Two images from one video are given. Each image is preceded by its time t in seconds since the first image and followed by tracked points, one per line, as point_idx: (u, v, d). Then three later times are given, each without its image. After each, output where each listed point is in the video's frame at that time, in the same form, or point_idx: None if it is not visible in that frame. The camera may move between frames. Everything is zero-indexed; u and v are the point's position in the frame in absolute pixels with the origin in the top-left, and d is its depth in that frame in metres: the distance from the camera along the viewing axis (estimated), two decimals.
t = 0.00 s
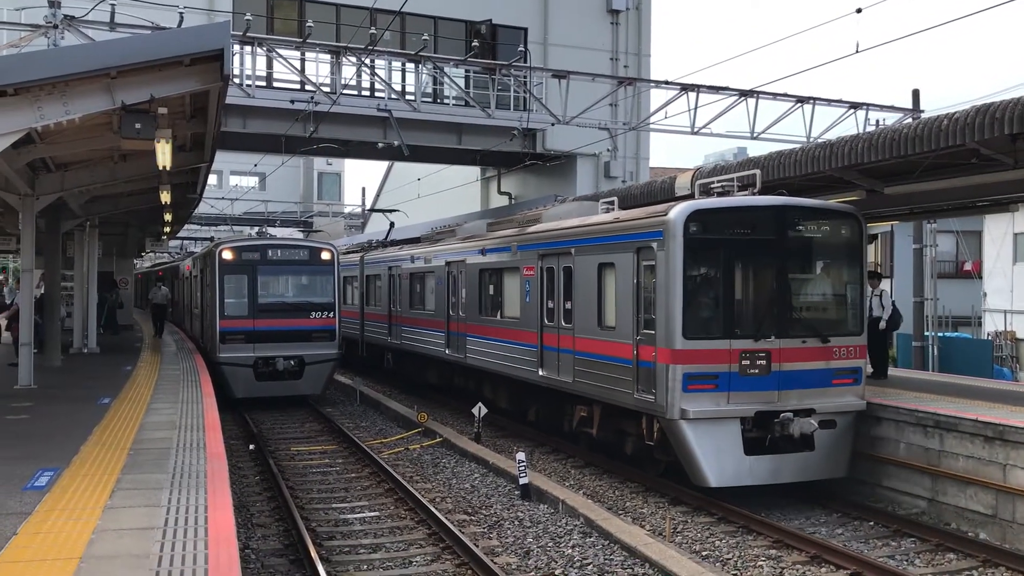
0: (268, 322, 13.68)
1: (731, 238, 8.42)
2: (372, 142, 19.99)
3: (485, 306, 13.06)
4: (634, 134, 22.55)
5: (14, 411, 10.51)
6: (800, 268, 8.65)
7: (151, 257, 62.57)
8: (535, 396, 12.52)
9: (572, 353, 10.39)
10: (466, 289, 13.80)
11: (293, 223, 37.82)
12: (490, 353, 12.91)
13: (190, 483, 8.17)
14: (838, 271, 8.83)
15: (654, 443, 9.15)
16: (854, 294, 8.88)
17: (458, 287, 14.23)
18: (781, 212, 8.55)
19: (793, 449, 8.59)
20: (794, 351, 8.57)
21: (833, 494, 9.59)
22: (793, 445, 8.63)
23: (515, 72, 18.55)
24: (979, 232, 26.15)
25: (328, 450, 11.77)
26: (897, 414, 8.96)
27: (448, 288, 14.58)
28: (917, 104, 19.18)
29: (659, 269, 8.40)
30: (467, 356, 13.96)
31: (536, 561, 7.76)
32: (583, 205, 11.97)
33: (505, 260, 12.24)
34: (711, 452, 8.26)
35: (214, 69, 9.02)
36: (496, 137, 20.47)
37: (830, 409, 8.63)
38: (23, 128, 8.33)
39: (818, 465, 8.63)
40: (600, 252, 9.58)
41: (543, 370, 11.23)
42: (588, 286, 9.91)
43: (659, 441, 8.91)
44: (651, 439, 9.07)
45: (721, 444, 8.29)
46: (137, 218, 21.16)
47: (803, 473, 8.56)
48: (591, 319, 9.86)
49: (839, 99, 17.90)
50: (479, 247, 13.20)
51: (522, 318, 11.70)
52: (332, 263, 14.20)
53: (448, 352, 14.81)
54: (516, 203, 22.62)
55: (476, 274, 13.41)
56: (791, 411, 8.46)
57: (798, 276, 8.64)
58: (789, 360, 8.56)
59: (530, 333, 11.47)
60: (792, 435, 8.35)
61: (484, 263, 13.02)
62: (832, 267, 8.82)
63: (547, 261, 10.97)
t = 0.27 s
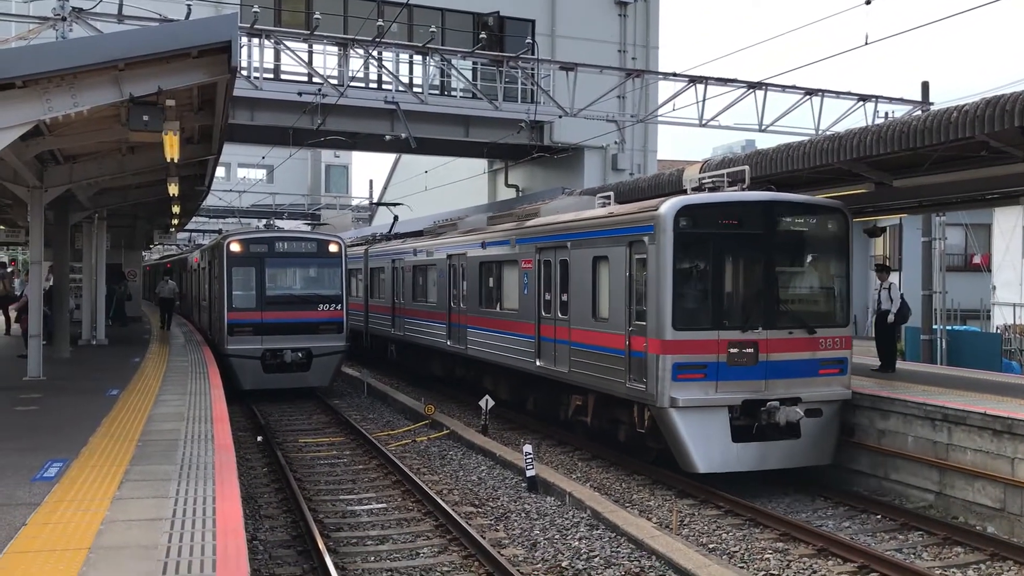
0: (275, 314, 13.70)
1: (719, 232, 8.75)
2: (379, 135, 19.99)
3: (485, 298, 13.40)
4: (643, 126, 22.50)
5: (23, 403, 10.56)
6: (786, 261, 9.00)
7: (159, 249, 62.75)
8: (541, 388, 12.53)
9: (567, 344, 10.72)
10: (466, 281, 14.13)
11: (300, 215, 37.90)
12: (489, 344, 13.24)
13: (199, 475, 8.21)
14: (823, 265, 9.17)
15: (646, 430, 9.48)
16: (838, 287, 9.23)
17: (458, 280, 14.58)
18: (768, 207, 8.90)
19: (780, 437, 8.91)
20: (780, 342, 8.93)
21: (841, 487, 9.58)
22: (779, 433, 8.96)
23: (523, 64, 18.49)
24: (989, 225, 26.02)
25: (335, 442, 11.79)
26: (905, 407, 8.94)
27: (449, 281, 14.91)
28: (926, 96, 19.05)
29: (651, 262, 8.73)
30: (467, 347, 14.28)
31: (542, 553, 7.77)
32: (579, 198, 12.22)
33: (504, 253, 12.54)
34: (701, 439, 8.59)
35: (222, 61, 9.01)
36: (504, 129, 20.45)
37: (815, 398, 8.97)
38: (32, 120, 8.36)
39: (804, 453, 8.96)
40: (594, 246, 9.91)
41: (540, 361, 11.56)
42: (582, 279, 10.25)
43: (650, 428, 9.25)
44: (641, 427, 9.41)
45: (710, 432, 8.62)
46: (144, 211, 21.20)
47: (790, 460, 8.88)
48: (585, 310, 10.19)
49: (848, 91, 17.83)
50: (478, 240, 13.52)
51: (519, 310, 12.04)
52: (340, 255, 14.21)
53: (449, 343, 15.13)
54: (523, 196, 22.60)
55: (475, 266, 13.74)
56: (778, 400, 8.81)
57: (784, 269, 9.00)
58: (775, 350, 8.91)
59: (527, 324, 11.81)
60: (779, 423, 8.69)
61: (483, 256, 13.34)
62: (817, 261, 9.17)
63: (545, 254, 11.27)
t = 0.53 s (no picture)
0: (284, 306, 13.71)
1: (710, 227, 8.96)
2: (388, 127, 19.99)
3: (487, 291, 13.76)
4: (651, 119, 22.44)
5: (33, 395, 10.60)
6: (777, 255, 9.21)
7: (167, 242, 62.94)
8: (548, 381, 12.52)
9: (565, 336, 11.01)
10: (469, 274, 14.52)
11: (309, 208, 37.98)
12: (491, 335, 13.58)
13: (207, 467, 8.23)
14: (813, 259, 9.38)
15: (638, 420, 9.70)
16: (829, 280, 9.43)
17: (461, 274, 15.01)
18: (759, 203, 9.09)
19: (770, 426, 9.11)
20: (770, 334, 9.13)
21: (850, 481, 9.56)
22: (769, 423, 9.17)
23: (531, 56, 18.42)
24: (999, 219, 25.87)
25: (343, 435, 11.81)
26: (914, 402, 8.91)
27: (452, 274, 15.38)
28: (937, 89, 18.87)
29: (643, 256, 8.97)
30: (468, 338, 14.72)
31: (550, 546, 7.77)
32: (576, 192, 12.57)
33: (505, 247, 12.91)
34: (692, 428, 8.79)
35: (230, 54, 8.98)
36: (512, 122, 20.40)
37: (804, 388, 9.19)
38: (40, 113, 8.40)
39: (793, 442, 9.16)
40: (590, 240, 10.21)
41: (539, 352, 11.85)
42: (579, 272, 10.55)
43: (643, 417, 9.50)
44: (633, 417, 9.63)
45: (701, 420, 8.83)
46: (153, 203, 21.25)
47: (780, 449, 9.08)
48: (582, 303, 10.48)
49: (857, 84, 17.76)
50: (481, 234, 13.83)
51: (519, 303, 12.34)
52: (348, 248, 14.23)
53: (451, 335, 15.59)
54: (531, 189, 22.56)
55: (477, 260, 14.08)
56: (767, 390, 9.03)
57: (775, 263, 9.20)
58: (765, 342, 9.11)
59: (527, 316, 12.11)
60: (768, 411, 8.92)
61: (486, 250, 13.66)
62: (807, 255, 9.37)
63: (543, 248, 11.57)
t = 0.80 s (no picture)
0: (293, 302, 13.75)
1: (702, 225, 9.31)
2: (397, 123, 20.01)
3: (489, 286, 14.12)
4: (661, 115, 22.39)
5: (44, 389, 10.65)
6: (767, 252, 9.54)
7: (178, 237, 63.14)
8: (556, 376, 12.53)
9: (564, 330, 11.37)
10: (472, 270, 14.91)
11: (319, 204, 38.08)
12: (493, 329, 13.96)
13: (217, 461, 8.26)
14: (803, 256, 9.72)
15: (634, 412, 10.08)
16: (818, 277, 9.77)
17: (464, 270, 15.41)
18: (749, 202, 9.43)
19: (759, 417, 9.49)
20: (760, 328, 9.47)
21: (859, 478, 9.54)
22: (759, 414, 9.54)
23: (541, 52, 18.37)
24: (1010, 216, 25.75)
25: (353, 430, 11.84)
26: (924, 399, 8.89)
27: (456, 269, 15.75)
28: (949, 85, 18.75)
29: (638, 253, 9.32)
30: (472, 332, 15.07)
31: (558, 542, 7.78)
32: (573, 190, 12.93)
33: (506, 243, 13.29)
34: (684, 419, 9.17)
35: (240, 49, 8.97)
36: (522, 118, 20.36)
37: (793, 382, 9.53)
38: (52, 108, 8.40)
39: (782, 432, 9.54)
40: (588, 237, 10.55)
41: (539, 346, 12.22)
42: (577, 268, 10.90)
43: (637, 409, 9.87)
44: (629, 408, 10.03)
45: (693, 412, 9.20)
46: (163, 199, 21.32)
47: (769, 439, 9.46)
48: (580, 298, 10.84)
49: (868, 80, 17.67)
50: (483, 231, 14.18)
51: (520, 298, 12.72)
52: (357, 244, 14.25)
53: (455, 329, 15.97)
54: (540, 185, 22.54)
55: (480, 256, 14.45)
56: (757, 382, 9.38)
57: (765, 260, 9.54)
58: (756, 336, 9.45)
59: (528, 311, 12.48)
60: (758, 404, 9.28)
61: (488, 246, 14.02)
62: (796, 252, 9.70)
63: (544, 245, 11.92)
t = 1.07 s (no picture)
0: (304, 300, 13.80)
1: (697, 226, 9.53)
2: (408, 123, 20.04)
3: (491, 285, 14.33)
4: (671, 114, 22.33)
5: (56, 386, 10.72)
6: (761, 252, 9.76)
7: (189, 236, 63.43)
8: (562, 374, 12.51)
9: (564, 328, 11.58)
10: (475, 269, 15.12)
11: (329, 203, 38.20)
12: (496, 327, 14.17)
13: (228, 460, 8.29)
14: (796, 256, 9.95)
15: (631, 407, 10.30)
16: (811, 276, 9.99)
17: (467, 269, 15.64)
18: (743, 203, 9.66)
19: (753, 412, 9.71)
20: (753, 326, 9.70)
21: (870, 479, 9.52)
22: (753, 409, 9.75)
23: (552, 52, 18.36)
24: None
25: (363, 428, 11.87)
26: (936, 399, 8.86)
27: (460, 268, 15.94)
28: (962, 85, 18.66)
29: (634, 253, 9.54)
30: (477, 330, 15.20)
31: (568, 541, 7.79)
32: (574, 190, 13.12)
33: (508, 242, 13.49)
34: (679, 414, 9.39)
35: (252, 49, 9.00)
36: (533, 118, 20.36)
37: (786, 378, 9.75)
38: (65, 107, 8.45)
39: (776, 427, 9.76)
40: (587, 237, 10.76)
41: (540, 343, 12.44)
42: (577, 267, 11.11)
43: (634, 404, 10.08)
44: (626, 404, 10.26)
45: (688, 408, 9.41)
46: (175, 197, 21.43)
47: (762, 434, 9.68)
48: (580, 297, 11.05)
49: (879, 80, 17.63)
50: (487, 231, 14.40)
51: (522, 296, 12.94)
52: (368, 243, 14.27)
53: (459, 327, 16.16)
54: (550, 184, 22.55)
55: (483, 255, 14.67)
56: (751, 379, 9.60)
57: (759, 260, 9.77)
58: (749, 334, 9.68)
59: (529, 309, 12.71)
60: (750, 399, 9.48)
61: (491, 245, 14.22)
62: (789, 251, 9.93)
63: (545, 245, 12.13)
